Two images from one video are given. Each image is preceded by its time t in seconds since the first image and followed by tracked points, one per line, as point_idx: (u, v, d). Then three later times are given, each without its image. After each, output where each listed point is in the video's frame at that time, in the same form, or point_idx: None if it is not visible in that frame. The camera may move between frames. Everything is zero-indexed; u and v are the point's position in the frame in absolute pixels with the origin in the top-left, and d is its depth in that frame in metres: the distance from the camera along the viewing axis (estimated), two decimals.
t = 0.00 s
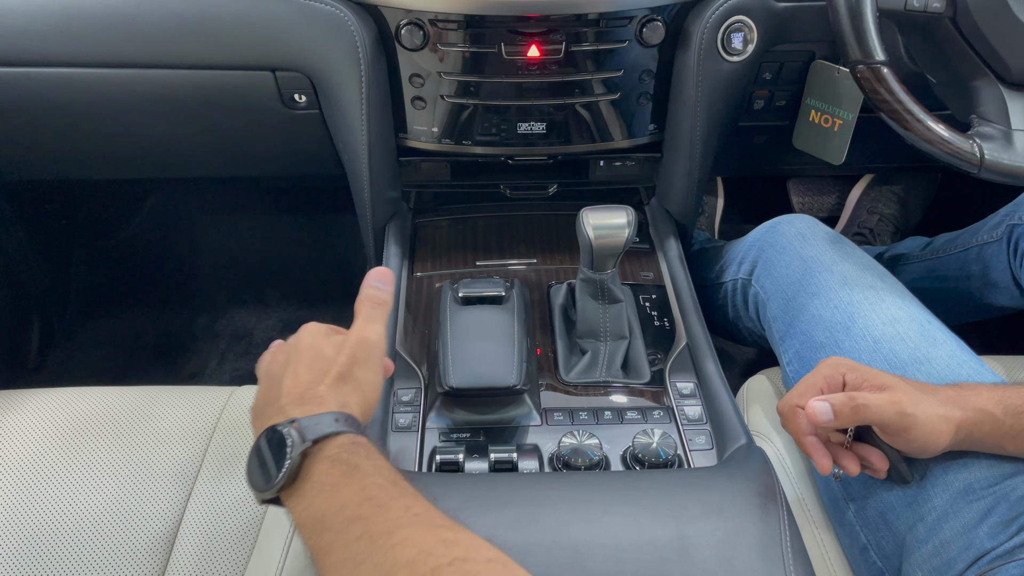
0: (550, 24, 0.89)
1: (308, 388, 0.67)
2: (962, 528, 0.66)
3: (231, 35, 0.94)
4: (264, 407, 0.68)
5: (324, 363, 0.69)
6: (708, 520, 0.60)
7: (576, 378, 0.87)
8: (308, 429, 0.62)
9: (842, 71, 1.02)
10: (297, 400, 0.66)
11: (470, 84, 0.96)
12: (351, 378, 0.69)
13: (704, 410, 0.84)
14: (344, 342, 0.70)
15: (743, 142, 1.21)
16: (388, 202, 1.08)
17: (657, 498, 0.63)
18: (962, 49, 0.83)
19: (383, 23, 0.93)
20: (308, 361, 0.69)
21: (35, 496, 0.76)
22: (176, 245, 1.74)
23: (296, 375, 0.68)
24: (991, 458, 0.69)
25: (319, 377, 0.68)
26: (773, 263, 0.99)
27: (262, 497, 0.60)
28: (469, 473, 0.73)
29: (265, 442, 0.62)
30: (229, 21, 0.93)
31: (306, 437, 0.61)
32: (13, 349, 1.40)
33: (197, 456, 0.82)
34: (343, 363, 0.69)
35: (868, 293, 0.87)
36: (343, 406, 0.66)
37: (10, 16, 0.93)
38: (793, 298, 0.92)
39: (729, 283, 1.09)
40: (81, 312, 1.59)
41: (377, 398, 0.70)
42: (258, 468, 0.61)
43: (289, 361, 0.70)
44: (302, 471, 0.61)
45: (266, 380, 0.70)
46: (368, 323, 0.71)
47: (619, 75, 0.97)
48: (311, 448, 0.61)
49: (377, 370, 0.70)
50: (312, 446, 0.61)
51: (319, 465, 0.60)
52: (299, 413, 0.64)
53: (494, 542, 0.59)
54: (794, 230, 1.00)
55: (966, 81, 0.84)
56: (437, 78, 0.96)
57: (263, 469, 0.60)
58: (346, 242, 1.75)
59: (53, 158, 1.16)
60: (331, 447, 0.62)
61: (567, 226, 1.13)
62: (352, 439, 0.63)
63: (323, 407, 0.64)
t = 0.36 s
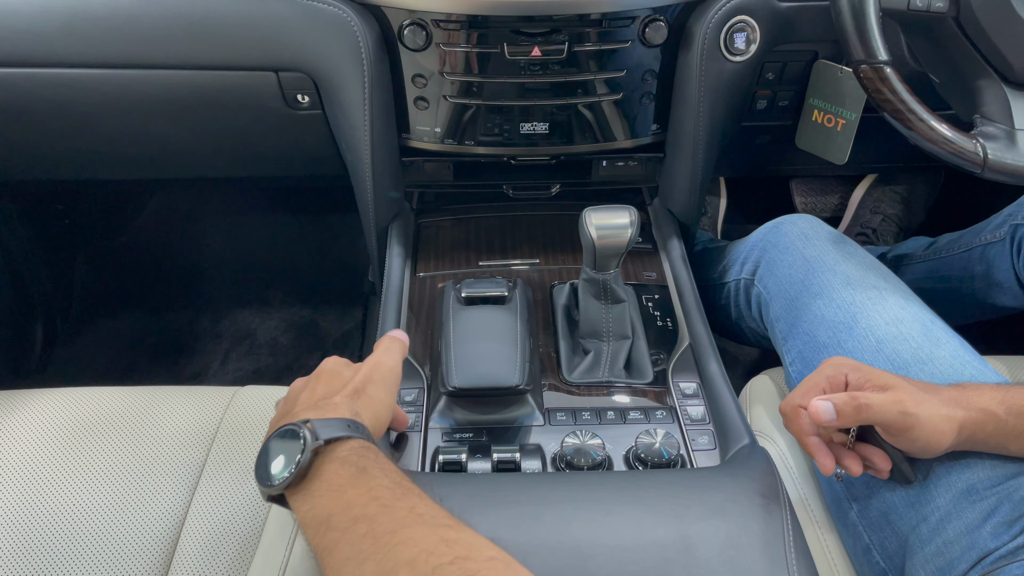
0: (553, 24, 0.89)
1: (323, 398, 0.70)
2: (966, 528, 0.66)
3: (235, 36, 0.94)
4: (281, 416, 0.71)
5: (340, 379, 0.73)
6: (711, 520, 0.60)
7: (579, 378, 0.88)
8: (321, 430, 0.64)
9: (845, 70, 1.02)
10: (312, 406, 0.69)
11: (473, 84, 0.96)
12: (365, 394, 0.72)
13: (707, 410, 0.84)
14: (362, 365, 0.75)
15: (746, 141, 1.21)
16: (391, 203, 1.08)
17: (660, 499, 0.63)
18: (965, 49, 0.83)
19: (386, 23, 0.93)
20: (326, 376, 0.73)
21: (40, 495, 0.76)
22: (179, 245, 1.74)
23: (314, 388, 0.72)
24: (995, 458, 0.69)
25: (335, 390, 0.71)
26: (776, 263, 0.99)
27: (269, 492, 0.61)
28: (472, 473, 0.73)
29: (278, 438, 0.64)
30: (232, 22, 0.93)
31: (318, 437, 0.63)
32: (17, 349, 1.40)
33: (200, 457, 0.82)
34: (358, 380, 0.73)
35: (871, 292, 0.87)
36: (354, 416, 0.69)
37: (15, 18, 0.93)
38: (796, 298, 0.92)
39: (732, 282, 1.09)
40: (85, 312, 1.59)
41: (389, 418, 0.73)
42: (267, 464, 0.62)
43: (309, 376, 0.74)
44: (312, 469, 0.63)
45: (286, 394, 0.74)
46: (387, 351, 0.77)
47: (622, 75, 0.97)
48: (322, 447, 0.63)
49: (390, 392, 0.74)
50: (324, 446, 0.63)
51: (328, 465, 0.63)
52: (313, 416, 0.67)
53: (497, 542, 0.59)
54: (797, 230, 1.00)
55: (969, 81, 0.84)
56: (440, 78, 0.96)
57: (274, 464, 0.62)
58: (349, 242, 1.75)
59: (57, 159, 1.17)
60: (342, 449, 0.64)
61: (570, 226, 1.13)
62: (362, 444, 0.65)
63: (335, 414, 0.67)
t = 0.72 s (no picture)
0: (555, 24, 0.89)
1: (334, 398, 0.71)
2: (969, 528, 0.65)
3: (237, 37, 0.94)
4: (291, 415, 0.72)
5: (350, 379, 0.73)
6: (713, 521, 0.60)
7: (581, 379, 0.88)
8: (331, 427, 0.64)
9: (847, 70, 1.02)
10: (323, 405, 0.70)
11: (474, 85, 0.96)
12: (375, 394, 0.73)
13: (709, 410, 0.84)
14: (372, 366, 0.76)
15: (747, 142, 1.21)
16: (392, 203, 1.08)
17: (662, 499, 0.63)
18: (968, 49, 0.83)
19: (387, 24, 0.93)
20: (337, 376, 0.74)
21: (41, 495, 0.76)
22: (181, 245, 1.74)
23: (324, 388, 0.73)
24: (997, 458, 0.69)
25: (345, 390, 0.72)
26: (778, 263, 0.98)
27: (278, 488, 0.62)
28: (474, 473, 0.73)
29: (291, 434, 0.64)
30: (234, 22, 0.93)
31: (329, 434, 0.63)
32: (19, 349, 1.40)
33: (203, 457, 0.82)
34: (369, 381, 0.74)
35: (873, 293, 0.87)
36: (365, 415, 0.70)
37: (17, 19, 0.93)
38: (798, 298, 0.92)
39: (733, 283, 1.09)
40: (87, 313, 1.60)
41: (397, 419, 0.74)
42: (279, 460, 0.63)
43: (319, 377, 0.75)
44: (322, 467, 0.63)
45: (294, 394, 0.75)
46: (396, 353, 0.77)
47: (624, 75, 0.97)
48: (333, 445, 0.64)
49: (399, 393, 0.74)
50: (335, 443, 0.63)
51: (339, 463, 0.63)
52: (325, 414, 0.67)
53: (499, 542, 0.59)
54: (799, 230, 1.00)
55: (972, 81, 0.84)
56: (441, 78, 0.96)
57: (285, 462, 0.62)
58: (351, 242, 1.76)
59: (59, 160, 1.17)
60: (353, 447, 0.64)
61: (571, 227, 1.13)
62: (372, 443, 0.66)
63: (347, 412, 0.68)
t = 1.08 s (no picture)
0: (555, 25, 0.89)
1: (337, 397, 0.71)
2: (969, 528, 0.65)
3: (238, 38, 0.94)
4: (294, 413, 0.72)
5: (353, 377, 0.73)
6: (714, 521, 0.60)
7: (582, 379, 0.88)
8: (334, 430, 0.64)
9: (848, 70, 1.02)
10: (326, 404, 0.70)
11: (475, 85, 0.96)
12: (379, 392, 0.73)
13: (710, 410, 0.84)
14: (374, 361, 0.76)
15: (748, 142, 1.21)
16: (393, 203, 1.08)
17: (662, 499, 0.63)
18: (968, 49, 0.83)
19: (388, 24, 0.93)
20: (339, 374, 0.74)
21: (43, 495, 0.76)
22: (182, 246, 1.74)
23: (327, 386, 0.73)
24: (998, 458, 0.69)
25: (349, 388, 0.72)
26: (779, 263, 0.98)
27: (282, 491, 0.62)
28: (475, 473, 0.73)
29: (294, 436, 0.64)
30: (235, 23, 0.93)
31: (331, 437, 0.63)
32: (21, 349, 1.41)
33: (204, 457, 0.82)
34: (371, 378, 0.74)
35: (874, 293, 0.87)
36: (368, 414, 0.70)
37: (18, 19, 0.93)
38: (799, 298, 0.92)
39: (735, 283, 1.09)
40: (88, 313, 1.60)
41: (401, 415, 0.74)
42: (282, 463, 0.63)
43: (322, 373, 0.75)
44: (325, 469, 0.63)
45: (299, 389, 0.75)
46: (398, 346, 0.77)
47: (625, 75, 0.97)
48: (336, 446, 0.64)
49: (403, 389, 0.75)
50: (337, 446, 0.63)
51: (341, 464, 0.63)
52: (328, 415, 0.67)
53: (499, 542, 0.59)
54: (800, 230, 1.00)
55: (972, 81, 0.84)
56: (442, 79, 0.96)
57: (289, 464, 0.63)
58: (352, 242, 1.76)
59: (61, 160, 1.17)
60: (354, 449, 0.64)
61: (572, 227, 1.13)
62: (374, 444, 0.66)
63: (351, 412, 0.68)
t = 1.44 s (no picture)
0: (557, 25, 0.89)
1: (356, 380, 0.71)
2: (971, 528, 0.65)
3: (239, 37, 0.94)
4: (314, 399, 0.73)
5: (370, 363, 0.74)
6: (715, 521, 0.60)
7: (583, 379, 0.88)
8: (357, 405, 0.64)
9: (850, 70, 1.02)
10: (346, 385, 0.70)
11: (476, 85, 0.96)
12: (397, 376, 0.74)
13: (712, 410, 0.84)
14: (388, 351, 0.77)
15: (750, 141, 1.21)
16: (395, 203, 1.08)
17: (664, 499, 0.63)
18: (970, 48, 0.83)
19: (389, 24, 0.93)
20: (355, 362, 0.75)
21: (45, 495, 0.77)
22: (184, 245, 1.74)
23: (344, 373, 0.74)
24: (1000, 458, 0.69)
25: (367, 371, 0.73)
26: (781, 262, 0.98)
27: (304, 463, 0.62)
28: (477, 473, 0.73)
29: (317, 411, 0.65)
30: (237, 23, 0.93)
31: (355, 412, 0.64)
32: (23, 350, 1.41)
33: (206, 457, 0.83)
34: (388, 363, 0.75)
35: (875, 292, 0.87)
36: (390, 395, 0.70)
37: (20, 20, 0.94)
38: (801, 297, 0.92)
39: (736, 282, 1.09)
40: (90, 313, 1.60)
41: (418, 401, 0.75)
42: (306, 436, 0.63)
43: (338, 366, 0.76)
44: (348, 443, 0.63)
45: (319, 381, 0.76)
46: (406, 342, 0.79)
47: (626, 75, 0.97)
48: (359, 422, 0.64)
49: (419, 377, 0.76)
50: (360, 422, 0.63)
51: (363, 439, 0.63)
52: (350, 392, 0.68)
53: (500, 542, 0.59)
54: (802, 230, 1.00)
55: (975, 80, 0.84)
56: (444, 79, 0.96)
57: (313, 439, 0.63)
58: (354, 242, 1.76)
59: (63, 160, 1.17)
60: (377, 425, 0.64)
61: (574, 226, 1.13)
62: (396, 422, 0.66)
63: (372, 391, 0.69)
